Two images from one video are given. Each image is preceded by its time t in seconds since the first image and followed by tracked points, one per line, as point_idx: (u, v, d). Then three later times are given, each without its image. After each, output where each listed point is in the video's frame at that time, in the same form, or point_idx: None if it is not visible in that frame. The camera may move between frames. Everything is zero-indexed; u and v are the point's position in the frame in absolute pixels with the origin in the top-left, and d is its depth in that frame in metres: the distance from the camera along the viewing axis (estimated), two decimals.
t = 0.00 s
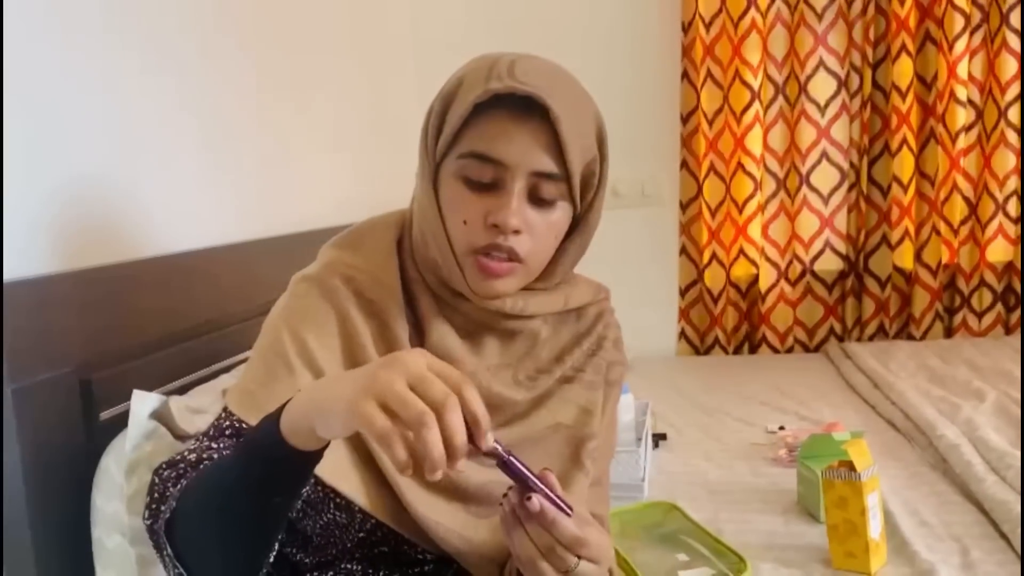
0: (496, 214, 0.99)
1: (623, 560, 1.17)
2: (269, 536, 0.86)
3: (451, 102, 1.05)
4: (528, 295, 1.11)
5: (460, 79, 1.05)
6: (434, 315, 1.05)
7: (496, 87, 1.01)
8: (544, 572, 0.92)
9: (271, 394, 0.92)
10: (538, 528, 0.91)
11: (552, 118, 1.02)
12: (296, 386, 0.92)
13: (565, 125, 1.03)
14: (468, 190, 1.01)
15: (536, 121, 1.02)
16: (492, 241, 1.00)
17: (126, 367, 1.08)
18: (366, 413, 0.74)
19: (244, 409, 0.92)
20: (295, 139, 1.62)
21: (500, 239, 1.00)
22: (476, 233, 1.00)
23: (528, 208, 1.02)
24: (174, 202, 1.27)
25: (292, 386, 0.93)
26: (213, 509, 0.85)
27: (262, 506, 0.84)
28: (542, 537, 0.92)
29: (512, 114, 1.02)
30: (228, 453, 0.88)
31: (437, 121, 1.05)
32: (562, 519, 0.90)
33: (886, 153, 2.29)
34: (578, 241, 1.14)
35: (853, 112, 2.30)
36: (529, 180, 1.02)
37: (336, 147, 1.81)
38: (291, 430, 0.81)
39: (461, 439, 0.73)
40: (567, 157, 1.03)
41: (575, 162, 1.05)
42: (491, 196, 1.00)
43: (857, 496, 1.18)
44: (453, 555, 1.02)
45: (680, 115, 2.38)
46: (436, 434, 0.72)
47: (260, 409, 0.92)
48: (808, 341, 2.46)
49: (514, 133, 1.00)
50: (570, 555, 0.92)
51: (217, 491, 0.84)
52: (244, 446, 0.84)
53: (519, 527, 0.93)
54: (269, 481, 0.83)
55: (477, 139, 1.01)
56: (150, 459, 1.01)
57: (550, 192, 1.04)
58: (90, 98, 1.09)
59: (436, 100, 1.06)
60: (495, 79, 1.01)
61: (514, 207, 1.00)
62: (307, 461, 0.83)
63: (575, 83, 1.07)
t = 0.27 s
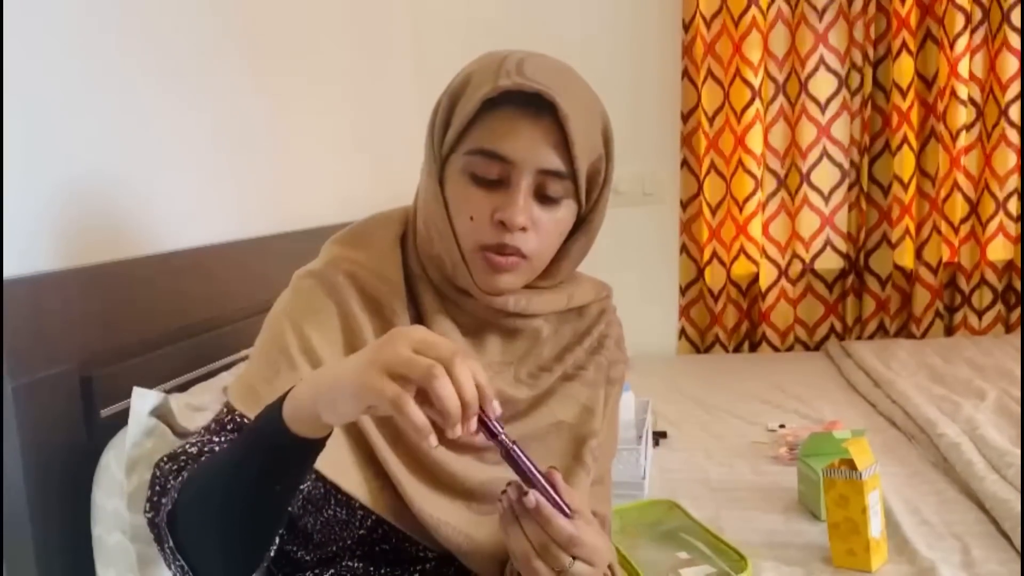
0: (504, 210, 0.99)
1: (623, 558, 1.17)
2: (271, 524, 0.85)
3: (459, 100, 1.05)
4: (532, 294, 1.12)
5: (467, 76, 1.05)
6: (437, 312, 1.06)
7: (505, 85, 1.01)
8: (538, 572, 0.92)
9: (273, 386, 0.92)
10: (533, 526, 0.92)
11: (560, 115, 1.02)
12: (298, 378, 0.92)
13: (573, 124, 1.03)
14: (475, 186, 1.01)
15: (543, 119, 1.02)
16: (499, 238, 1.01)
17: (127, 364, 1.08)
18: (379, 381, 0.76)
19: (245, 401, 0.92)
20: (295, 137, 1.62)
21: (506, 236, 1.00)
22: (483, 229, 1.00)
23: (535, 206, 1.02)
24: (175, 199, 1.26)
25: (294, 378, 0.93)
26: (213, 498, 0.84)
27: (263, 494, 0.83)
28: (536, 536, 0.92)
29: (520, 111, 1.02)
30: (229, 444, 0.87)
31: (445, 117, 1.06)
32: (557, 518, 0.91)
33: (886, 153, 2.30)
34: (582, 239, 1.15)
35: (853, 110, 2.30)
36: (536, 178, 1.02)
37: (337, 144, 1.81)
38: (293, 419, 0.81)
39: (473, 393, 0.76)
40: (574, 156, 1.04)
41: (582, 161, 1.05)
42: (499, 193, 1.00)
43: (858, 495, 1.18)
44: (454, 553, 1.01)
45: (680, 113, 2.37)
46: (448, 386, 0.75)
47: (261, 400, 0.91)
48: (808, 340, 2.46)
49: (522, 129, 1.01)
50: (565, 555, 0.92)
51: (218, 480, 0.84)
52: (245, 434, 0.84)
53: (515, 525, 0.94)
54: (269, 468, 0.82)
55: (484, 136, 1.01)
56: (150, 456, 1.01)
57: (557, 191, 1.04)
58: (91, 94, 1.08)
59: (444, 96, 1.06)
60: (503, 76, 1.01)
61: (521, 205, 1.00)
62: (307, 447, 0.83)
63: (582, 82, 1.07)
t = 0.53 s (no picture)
0: (507, 209, 0.99)
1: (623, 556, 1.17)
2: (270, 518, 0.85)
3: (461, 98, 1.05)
4: (533, 293, 1.11)
5: (471, 73, 1.05)
6: (437, 309, 1.06)
7: (509, 83, 1.01)
8: (548, 572, 0.93)
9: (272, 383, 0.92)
10: (544, 527, 0.92)
11: (564, 114, 1.02)
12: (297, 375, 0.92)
13: (577, 123, 1.03)
14: (478, 184, 1.01)
15: (546, 118, 1.02)
16: (502, 237, 1.01)
17: (127, 363, 1.08)
18: (369, 377, 0.75)
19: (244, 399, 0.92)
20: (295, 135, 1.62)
21: (509, 235, 1.00)
22: (487, 227, 1.00)
23: (537, 204, 1.02)
24: (174, 198, 1.26)
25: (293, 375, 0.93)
26: (211, 495, 0.84)
27: (260, 489, 0.83)
28: (547, 536, 0.92)
29: (524, 109, 1.02)
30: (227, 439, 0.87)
31: (447, 116, 1.06)
32: (567, 520, 0.91)
33: (887, 151, 2.30)
34: (583, 238, 1.15)
35: (853, 108, 2.30)
36: (539, 176, 1.02)
37: (337, 142, 1.81)
38: (287, 413, 0.81)
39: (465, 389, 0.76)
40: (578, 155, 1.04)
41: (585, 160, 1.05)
42: (502, 192, 1.00)
43: (858, 494, 1.17)
44: (457, 550, 1.02)
45: (680, 112, 2.37)
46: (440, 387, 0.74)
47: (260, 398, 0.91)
48: (808, 338, 2.46)
49: (525, 128, 1.00)
50: (575, 556, 0.93)
51: (215, 477, 0.84)
52: (241, 431, 0.84)
53: (526, 525, 0.94)
54: (265, 463, 0.82)
55: (488, 134, 1.01)
56: (150, 454, 1.02)
57: (559, 190, 1.03)
58: (90, 93, 1.08)
59: (446, 94, 1.06)
60: (507, 75, 1.01)
61: (524, 203, 1.00)
62: (303, 440, 0.82)
63: (586, 81, 1.07)
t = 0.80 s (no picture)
0: (506, 208, 0.99)
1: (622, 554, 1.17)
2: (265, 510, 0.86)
3: (462, 96, 1.05)
4: (532, 291, 1.11)
5: (473, 70, 1.05)
6: (436, 307, 1.05)
7: (510, 81, 1.00)
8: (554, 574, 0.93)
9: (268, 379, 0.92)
10: (547, 528, 0.92)
11: (565, 112, 1.02)
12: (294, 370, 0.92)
13: (578, 122, 1.03)
14: (478, 183, 1.00)
15: (547, 116, 1.02)
16: (501, 235, 1.00)
17: (125, 360, 1.08)
18: (360, 372, 0.75)
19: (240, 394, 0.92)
20: (295, 131, 1.62)
21: (509, 233, 1.00)
22: (486, 226, 1.00)
23: (538, 203, 1.01)
24: (173, 195, 1.26)
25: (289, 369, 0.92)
26: (207, 490, 0.84)
27: (258, 482, 0.84)
28: (551, 537, 0.92)
29: (525, 107, 1.01)
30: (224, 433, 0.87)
31: (448, 113, 1.06)
32: (571, 521, 0.91)
33: (886, 148, 2.29)
34: (584, 236, 1.15)
35: (853, 106, 2.29)
36: (539, 175, 1.01)
37: (336, 139, 1.80)
38: (282, 408, 0.81)
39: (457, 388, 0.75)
40: (579, 153, 1.04)
41: (585, 158, 1.05)
42: (502, 190, 1.00)
43: (858, 492, 1.17)
44: (455, 547, 1.01)
45: (680, 109, 2.37)
46: (432, 384, 0.73)
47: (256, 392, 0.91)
48: (808, 336, 2.46)
49: (526, 126, 1.00)
50: (581, 556, 0.92)
51: (212, 472, 0.84)
52: (238, 426, 0.84)
53: (529, 527, 0.94)
54: (261, 457, 0.83)
55: (489, 132, 1.01)
56: (148, 452, 1.01)
57: (559, 188, 1.03)
58: (88, 90, 1.08)
59: (447, 91, 1.06)
60: (508, 73, 1.01)
61: (524, 202, 1.00)
62: (299, 435, 0.83)
63: (588, 80, 1.07)
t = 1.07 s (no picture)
0: (504, 206, 0.98)
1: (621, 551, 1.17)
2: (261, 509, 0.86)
3: (462, 93, 1.05)
4: (531, 288, 1.11)
5: (474, 66, 1.04)
6: (434, 304, 1.05)
7: (510, 78, 1.00)
8: None
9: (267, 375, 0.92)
10: (547, 534, 0.92)
11: (565, 110, 1.02)
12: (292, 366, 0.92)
13: (578, 119, 1.02)
14: (477, 180, 1.00)
15: (547, 114, 1.01)
16: (500, 233, 1.00)
17: (123, 358, 1.07)
18: (351, 376, 0.74)
19: (238, 391, 0.91)
20: (294, 127, 1.61)
21: (507, 231, 0.99)
22: (484, 224, 0.99)
23: (537, 201, 1.01)
24: (171, 192, 1.25)
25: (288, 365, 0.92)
26: (204, 488, 0.84)
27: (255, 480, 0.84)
28: (551, 543, 0.92)
29: (525, 105, 1.01)
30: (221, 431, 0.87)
31: (448, 109, 1.05)
32: (572, 527, 0.91)
33: (886, 145, 2.28)
34: (583, 233, 1.14)
35: (853, 103, 2.29)
36: (538, 173, 1.01)
37: (335, 136, 1.80)
38: (277, 408, 0.81)
39: (452, 392, 0.73)
40: (578, 151, 1.03)
41: (585, 155, 1.04)
42: (501, 187, 1.00)
43: (857, 489, 1.17)
44: (453, 545, 1.01)
45: (680, 106, 2.36)
46: (426, 387, 0.72)
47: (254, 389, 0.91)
48: (807, 333, 2.45)
49: (526, 124, 1.00)
50: (581, 561, 0.92)
51: (208, 471, 0.84)
52: (233, 425, 0.83)
53: (529, 533, 0.94)
54: (257, 456, 0.83)
55: (488, 130, 1.00)
56: (147, 449, 1.01)
57: (558, 186, 1.03)
58: (86, 86, 1.07)
59: (447, 88, 1.06)
60: (509, 69, 1.01)
61: (523, 200, 0.99)
62: (295, 436, 0.83)
63: (588, 77, 1.06)
